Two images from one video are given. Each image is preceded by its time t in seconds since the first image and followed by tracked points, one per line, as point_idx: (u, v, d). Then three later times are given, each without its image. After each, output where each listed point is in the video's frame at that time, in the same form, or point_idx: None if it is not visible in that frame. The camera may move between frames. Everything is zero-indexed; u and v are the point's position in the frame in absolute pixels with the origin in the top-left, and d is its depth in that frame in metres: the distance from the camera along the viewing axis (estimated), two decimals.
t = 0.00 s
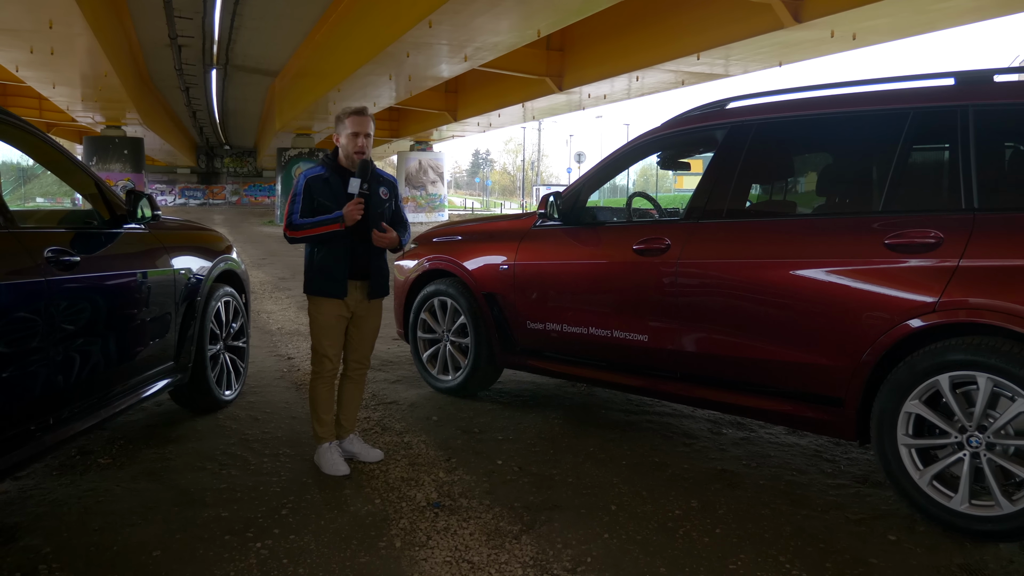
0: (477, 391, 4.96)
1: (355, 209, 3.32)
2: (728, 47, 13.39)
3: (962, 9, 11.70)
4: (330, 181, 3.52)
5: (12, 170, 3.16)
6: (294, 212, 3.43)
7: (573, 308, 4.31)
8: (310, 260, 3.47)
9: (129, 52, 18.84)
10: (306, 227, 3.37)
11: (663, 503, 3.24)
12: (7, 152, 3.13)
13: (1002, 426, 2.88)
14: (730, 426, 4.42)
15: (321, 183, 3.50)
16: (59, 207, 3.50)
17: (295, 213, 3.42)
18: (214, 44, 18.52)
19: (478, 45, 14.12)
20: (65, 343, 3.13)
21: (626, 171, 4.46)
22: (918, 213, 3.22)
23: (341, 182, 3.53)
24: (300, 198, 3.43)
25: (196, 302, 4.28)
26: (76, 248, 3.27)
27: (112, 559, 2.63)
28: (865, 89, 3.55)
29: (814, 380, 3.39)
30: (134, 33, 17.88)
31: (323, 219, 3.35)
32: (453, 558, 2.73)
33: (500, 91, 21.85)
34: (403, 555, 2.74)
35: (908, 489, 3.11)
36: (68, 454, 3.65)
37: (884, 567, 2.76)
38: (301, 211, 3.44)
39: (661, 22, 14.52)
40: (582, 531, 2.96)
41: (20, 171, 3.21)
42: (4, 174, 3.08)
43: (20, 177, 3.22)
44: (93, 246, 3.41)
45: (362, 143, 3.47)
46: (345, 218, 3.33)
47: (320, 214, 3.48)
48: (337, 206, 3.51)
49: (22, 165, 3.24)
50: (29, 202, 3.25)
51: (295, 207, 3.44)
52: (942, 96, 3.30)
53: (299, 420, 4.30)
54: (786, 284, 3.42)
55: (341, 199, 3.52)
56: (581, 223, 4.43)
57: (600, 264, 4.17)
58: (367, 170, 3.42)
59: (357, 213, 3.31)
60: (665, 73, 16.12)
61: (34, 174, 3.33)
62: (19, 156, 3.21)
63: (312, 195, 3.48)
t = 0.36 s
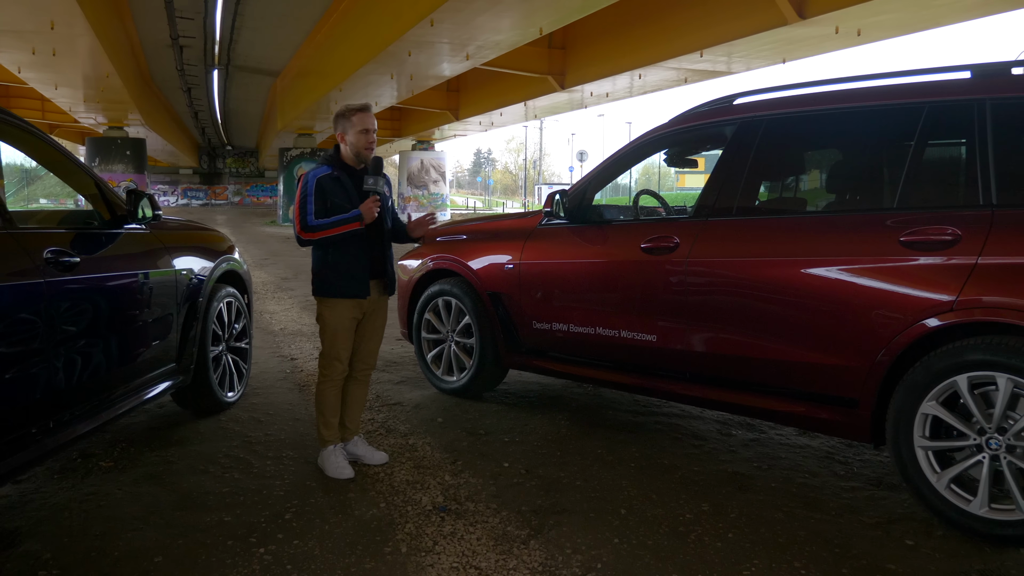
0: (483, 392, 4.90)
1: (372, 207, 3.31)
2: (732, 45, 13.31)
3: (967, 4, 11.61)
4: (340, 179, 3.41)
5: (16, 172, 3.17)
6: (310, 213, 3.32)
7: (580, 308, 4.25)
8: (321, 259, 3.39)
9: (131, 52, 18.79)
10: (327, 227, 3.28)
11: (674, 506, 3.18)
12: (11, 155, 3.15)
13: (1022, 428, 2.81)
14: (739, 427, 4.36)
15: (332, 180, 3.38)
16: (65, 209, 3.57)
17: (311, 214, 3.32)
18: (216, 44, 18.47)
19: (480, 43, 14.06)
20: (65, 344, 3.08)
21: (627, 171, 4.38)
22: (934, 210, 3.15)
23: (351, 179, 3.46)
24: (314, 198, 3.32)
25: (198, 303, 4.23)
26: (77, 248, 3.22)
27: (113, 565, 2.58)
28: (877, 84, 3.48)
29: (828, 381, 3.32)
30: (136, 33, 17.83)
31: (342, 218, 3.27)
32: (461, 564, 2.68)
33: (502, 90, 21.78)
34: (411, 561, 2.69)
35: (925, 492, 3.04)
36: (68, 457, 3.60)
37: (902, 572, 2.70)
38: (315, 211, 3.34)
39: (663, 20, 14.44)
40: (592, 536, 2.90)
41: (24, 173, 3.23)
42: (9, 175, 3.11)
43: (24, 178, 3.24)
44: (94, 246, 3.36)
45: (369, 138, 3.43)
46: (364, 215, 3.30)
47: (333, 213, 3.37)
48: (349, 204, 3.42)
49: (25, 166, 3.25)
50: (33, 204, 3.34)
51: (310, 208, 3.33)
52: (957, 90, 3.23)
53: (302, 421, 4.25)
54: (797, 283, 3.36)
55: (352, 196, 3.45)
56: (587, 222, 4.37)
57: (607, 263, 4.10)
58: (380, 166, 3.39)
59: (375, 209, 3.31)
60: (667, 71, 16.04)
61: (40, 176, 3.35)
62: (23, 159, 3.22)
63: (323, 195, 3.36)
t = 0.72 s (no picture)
0: (489, 397, 4.83)
1: (383, 207, 3.23)
2: (739, 45, 13.21)
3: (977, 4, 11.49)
4: (348, 181, 3.36)
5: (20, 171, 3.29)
6: (320, 217, 3.24)
7: (588, 311, 4.17)
8: (328, 263, 3.32)
9: (137, 55, 18.81)
10: (339, 231, 3.20)
11: (686, 516, 3.11)
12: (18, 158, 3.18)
13: None
14: (751, 433, 4.27)
15: (341, 183, 3.32)
16: (68, 210, 3.72)
17: (321, 218, 3.24)
18: (221, 47, 18.47)
19: (486, 45, 14.00)
20: (66, 348, 3.02)
21: (634, 172, 4.31)
22: (954, 211, 3.06)
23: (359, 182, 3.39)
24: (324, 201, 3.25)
25: (201, 306, 4.17)
26: (77, 251, 3.16)
27: None
28: (893, 83, 3.39)
29: (844, 387, 3.24)
30: (142, 35, 17.85)
31: (354, 221, 3.19)
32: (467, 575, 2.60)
33: (508, 91, 21.72)
34: (415, 572, 2.61)
35: (944, 502, 2.95)
36: (69, 462, 3.54)
37: None
38: (325, 216, 3.26)
39: (670, 21, 14.36)
40: (602, 546, 2.82)
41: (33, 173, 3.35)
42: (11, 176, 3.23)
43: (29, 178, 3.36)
44: (95, 248, 3.30)
45: (375, 139, 3.38)
46: (376, 216, 3.22)
47: (344, 216, 3.30)
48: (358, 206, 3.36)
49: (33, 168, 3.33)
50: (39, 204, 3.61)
51: (320, 212, 3.25)
52: (977, 88, 3.14)
53: (306, 427, 4.18)
54: (812, 287, 3.28)
55: (360, 199, 3.38)
56: (596, 224, 4.29)
57: (616, 266, 4.03)
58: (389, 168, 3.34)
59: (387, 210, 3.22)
60: (674, 72, 15.95)
61: (46, 177, 3.39)
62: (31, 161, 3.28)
63: (333, 197, 3.30)
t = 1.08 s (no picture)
0: (496, 399, 4.76)
1: (377, 208, 3.14)
2: (746, 44, 13.12)
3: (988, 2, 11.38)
4: (345, 179, 3.31)
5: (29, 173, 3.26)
6: (312, 216, 3.20)
7: (596, 312, 4.10)
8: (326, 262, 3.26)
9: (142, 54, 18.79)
10: (328, 230, 3.15)
11: (698, 523, 3.03)
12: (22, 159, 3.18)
13: None
14: (762, 437, 4.20)
15: (337, 181, 3.28)
16: (74, 211, 3.63)
17: (313, 216, 3.20)
18: (226, 46, 18.43)
19: (492, 43, 13.92)
20: (65, 349, 2.95)
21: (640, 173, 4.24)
22: (977, 211, 2.96)
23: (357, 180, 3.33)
24: (317, 200, 3.21)
25: (204, 307, 4.11)
26: (77, 251, 3.11)
27: None
28: (911, 80, 3.31)
29: (861, 392, 3.16)
30: (147, 34, 17.81)
31: (345, 221, 3.13)
32: None
33: (513, 91, 21.66)
34: None
35: (965, 509, 2.87)
36: (69, 466, 3.48)
37: None
38: (318, 214, 3.22)
39: (677, 20, 14.26)
40: (613, 555, 2.75)
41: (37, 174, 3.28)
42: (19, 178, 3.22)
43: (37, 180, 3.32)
44: (95, 249, 3.24)
45: (376, 138, 3.29)
46: (368, 217, 3.14)
47: (337, 214, 3.26)
48: (355, 205, 3.31)
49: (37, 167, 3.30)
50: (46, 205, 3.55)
51: (313, 211, 3.21)
52: (998, 84, 3.04)
53: (310, 429, 4.12)
54: (827, 289, 3.20)
55: (358, 197, 3.32)
56: (605, 224, 4.21)
57: (625, 266, 3.95)
58: (387, 167, 3.26)
59: (381, 210, 3.14)
60: (680, 71, 15.86)
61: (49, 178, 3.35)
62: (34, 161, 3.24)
63: (328, 195, 3.26)
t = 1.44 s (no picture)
0: (505, 399, 4.69)
1: (376, 205, 3.00)
2: (756, 39, 12.99)
3: None
4: (349, 174, 3.25)
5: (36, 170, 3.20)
6: (312, 210, 3.15)
7: (607, 311, 4.02)
8: (330, 260, 3.20)
9: (149, 52, 18.80)
10: (325, 225, 3.08)
11: (714, 528, 2.95)
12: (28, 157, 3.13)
13: None
14: (778, 438, 4.11)
15: (340, 177, 3.23)
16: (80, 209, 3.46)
17: (313, 211, 3.14)
18: (233, 44, 18.41)
19: (499, 40, 13.82)
20: (67, 350, 2.88)
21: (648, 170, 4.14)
22: (1003, 206, 2.85)
23: (361, 176, 3.26)
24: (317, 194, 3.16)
25: (209, 306, 4.04)
26: (80, 250, 3.04)
27: None
28: (933, 72, 3.20)
29: (882, 393, 3.06)
30: (154, 32, 17.79)
31: (343, 216, 3.06)
32: None
33: (520, 88, 21.57)
34: None
35: (991, 516, 2.78)
36: (73, 468, 3.43)
37: None
38: (318, 209, 3.16)
39: (686, 15, 14.13)
40: (627, 562, 2.67)
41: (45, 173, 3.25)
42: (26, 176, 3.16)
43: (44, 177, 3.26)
44: (98, 247, 3.17)
45: (382, 134, 3.22)
46: (367, 213, 3.03)
47: (338, 210, 3.20)
48: (358, 202, 3.23)
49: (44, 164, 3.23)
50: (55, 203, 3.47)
51: (313, 206, 3.16)
52: None
53: (317, 430, 4.06)
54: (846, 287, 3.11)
55: (362, 194, 3.25)
56: (616, 221, 4.13)
57: (637, 264, 3.87)
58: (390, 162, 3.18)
59: (380, 208, 2.99)
60: (689, 68, 15.72)
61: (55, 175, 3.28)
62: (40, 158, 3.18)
63: (330, 191, 3.21)
